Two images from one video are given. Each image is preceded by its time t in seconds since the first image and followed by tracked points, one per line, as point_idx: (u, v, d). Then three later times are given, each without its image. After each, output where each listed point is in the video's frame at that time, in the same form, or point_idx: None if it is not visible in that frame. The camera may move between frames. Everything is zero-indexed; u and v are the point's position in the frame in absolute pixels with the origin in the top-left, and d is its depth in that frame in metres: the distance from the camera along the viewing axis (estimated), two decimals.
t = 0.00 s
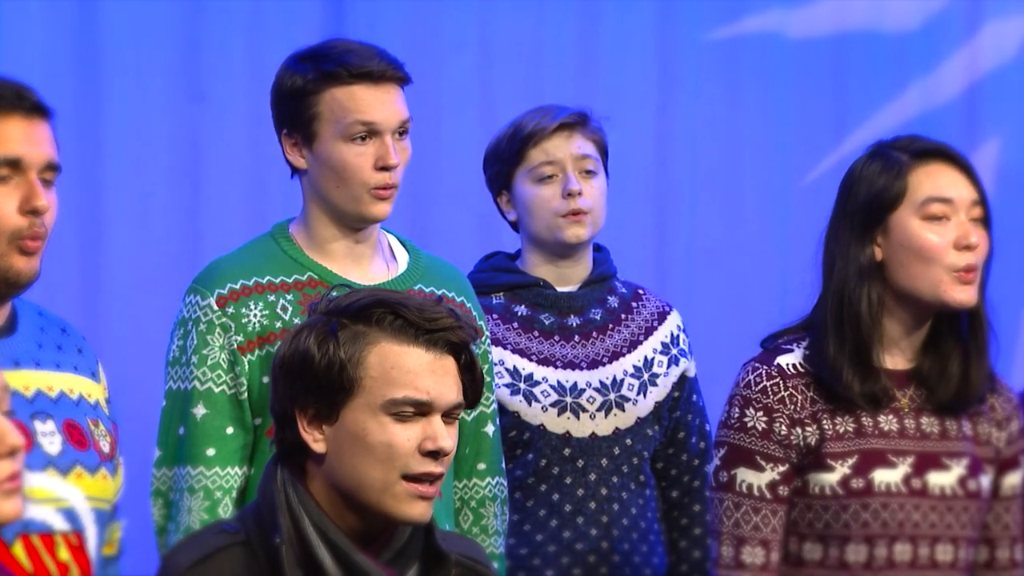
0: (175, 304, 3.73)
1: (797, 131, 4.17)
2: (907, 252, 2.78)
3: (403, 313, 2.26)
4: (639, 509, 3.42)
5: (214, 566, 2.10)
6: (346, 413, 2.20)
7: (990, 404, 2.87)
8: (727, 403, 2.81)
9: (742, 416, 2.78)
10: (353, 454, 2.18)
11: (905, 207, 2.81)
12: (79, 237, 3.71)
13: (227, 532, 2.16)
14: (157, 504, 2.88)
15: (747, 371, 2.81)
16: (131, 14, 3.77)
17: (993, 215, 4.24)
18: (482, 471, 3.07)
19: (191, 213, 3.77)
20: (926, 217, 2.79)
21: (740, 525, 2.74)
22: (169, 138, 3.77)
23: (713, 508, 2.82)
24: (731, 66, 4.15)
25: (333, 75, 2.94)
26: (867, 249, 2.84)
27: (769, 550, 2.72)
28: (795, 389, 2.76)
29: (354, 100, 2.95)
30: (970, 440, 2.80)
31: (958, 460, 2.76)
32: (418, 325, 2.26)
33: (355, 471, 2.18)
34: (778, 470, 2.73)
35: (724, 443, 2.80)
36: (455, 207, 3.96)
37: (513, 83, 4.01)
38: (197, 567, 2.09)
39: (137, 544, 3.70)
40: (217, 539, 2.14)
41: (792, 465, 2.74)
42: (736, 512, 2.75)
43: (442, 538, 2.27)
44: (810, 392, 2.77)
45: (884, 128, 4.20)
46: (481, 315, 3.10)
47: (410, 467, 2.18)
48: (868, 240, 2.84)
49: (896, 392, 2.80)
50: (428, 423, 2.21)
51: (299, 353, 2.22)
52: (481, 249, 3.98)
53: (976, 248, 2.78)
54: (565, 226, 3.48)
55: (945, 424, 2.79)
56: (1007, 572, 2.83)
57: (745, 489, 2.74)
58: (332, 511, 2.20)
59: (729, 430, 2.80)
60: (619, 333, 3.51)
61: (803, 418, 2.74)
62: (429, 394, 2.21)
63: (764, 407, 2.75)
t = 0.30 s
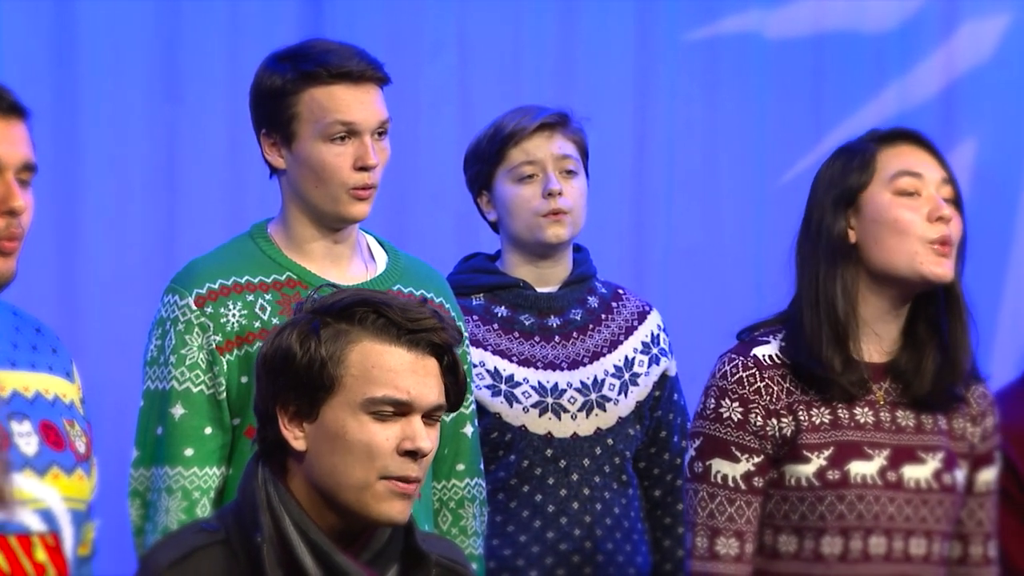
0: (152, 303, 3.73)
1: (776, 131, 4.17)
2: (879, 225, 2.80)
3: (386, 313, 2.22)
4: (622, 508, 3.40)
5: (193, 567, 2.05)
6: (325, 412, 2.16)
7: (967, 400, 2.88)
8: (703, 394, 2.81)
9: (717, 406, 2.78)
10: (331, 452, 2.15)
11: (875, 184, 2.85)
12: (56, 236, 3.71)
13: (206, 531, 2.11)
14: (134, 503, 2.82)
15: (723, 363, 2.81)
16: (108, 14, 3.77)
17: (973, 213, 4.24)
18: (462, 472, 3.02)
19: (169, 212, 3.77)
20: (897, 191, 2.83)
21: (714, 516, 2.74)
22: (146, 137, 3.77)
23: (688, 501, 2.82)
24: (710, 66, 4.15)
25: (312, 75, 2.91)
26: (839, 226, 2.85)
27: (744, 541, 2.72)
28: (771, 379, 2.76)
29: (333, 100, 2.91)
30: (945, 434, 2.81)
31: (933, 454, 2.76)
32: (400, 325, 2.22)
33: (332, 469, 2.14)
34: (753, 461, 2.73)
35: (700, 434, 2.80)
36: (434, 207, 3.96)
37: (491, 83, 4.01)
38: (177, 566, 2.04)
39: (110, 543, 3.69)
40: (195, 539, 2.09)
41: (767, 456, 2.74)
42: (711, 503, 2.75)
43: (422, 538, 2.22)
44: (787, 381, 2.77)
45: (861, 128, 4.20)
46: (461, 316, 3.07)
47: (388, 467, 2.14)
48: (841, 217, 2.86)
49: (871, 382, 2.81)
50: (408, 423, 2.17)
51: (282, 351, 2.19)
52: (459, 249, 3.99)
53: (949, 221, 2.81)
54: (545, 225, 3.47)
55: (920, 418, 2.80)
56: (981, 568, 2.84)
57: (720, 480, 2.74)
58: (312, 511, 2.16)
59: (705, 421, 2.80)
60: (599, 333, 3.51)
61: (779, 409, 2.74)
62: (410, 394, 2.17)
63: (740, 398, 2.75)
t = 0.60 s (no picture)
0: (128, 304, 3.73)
1: (752, 131, 4.19)
2: (863, 234, 2.81)
3: (377, 316, 2.21)
4: (603, 507, 3.40)
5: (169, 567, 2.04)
6: (312, 412, 2.14)
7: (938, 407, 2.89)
8: (679, 399, 2.80)
9: (695, 410, 2.76)
10: (317, 454, 2.13)
11: (864, 190, 2.85)
12: (31, 237, 3.71)
13: (183, 531, 2.10)
14: (110, 505, 2.81)
15: (698, 367, 2.81)
16: (83, 15, 3.77)
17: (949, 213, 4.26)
18: (438, 472, 3.02)
19: (144, 213, 3.77)
20: (884, 200, 2.83)
21: (692, 520, 2.72)
22: (121, 139, 3.77)
23: (664, 505, 2.80)
24: (686, 66, 4.16)
25: (289, 75, 2.88)
26: (825, 228, 2.86)
27: (722, 545, 2.71)
28: (748, 383, 2.76)
29: (311, 101, 2.88)
30: (916, 441, 2.82)
31: (904, 460, 2.77)
32: (391, 329, 2.21)
33: (317, 471, 2.12)
34: (731, 465, 2.72)
35: (677, 438, 2.79)
36: (410, 207, 3.97)
37: (467, 83, 4.02)
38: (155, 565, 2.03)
39: (85, 545, 3.69)
40: (173, 538, 2.08)
41: (743, 461, 2.73)
42: (689, 508, 2.72)
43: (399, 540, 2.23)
44: (766, 383, 2.77)
45: (839, 130, 4.22)
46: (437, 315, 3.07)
47: (373, 471, 2.13)
48: (826, 220, 2.86)
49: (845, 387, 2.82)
50: (394, 427, 2.15)
51: (271, 349, 2.17)
52: (435, 250, 3.99)
53: (932, 236, 2.80)
54: (522, 226, 3.47)
55: (891, 425, 2.81)
56: (949, 573, 2.87)
57: (698, 484, 2.72)
58: (291, 510, 2.14)
59: (682, 425, 2.79)
60: (579, 332, 3.51)
61: (756, 413, 2.74)
62: (399, 398, 2.16)
63: (718, 403, 2.74)
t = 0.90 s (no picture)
0: (105, 304, 3.73)
1: (728, 131, 4.21)
2: (838, 250, 2.81)
3: (346, 313, 2.19)
4: (579, 508, 3.41)
5: (150, 568, 2.02)
6: (288, 415, 2.13)
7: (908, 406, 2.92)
8: (657, 403, 2.80)
9: (674, 414, 2.77)
10: (296, 455, 2.12)
11: (842, 203, 2.84)
12: (6, 236, 3.69)
13: (162, 531, 2.08)
14: (86, 505, 2.80)
15: (674, 370, 2.82)
16: (59, 14, 3.76)
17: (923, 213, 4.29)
18: (416, 472, 3.03)
19: (120, 212, 3.76)
20: (861, 215, 2.82)
21: (672, 524, 2.73)
22: (97, 138, 3.76)
23: (642, 510, 2.80)
24: (662, 66, 4.18)
25: (264, 75, 2.88)
26: (800, 243, 2.86)
27: (702, 548, 2.72)
28: (725, 387, 2.77)
29: (286, 101, 2.88)
30: (889, 440, 2.86)
31: (879, 459, 2.81)
32: (361, 326, 2.19)
33: (297, 473, 2.11)
34: (710, 468, 2.73)
35: (655, 442, 2.79)
36: (387, 205, 3.98)
37: (444, 83, 4.03)
38: (134, 565, 2.02)
39: (62, 544, 3.69)
40: (153, 538, 2.06)
41: (722, 464, 2.75)
42: (669, 511, 2.73)
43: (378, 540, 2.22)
44: (743, 387, 2.78)
45: (815, 129, 4.25)
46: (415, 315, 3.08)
47: (353, 469, 2.12)
48: (801, 234, 2.86)
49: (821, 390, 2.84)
50: (371, 423, 2.14)
51: (241, 355, 2.13)
52: (412, 249, 4.00)
53: (906, 252, 2.81)
54: (500, 228, 3.49)
55: (865, 426, 2.84)
56: (922, 570, 2.92)
57: (678, 488, 2.73)
58: (272, 512, 2.13)
59: (660, 429, 2.79)
60: (556, 333, 3.51)
61: (734, 416, 2.75)
62: (373, 394, 2.15)
63: (696, 406, 2.75)
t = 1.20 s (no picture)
0: (82, 305, 3.73)
1: (705, 132, 4.22)
2: (801, 241, 2.83)
3: (284, 314, 2.16)
4: (550, 507, 3.41)
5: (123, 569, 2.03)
6: (231, 419, 2.12)
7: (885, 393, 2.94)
8: (637, 403, 2.80)
9: (654, 414, 2.77)
10: (242, 459, 2.11)
11: (799, 196, 2.86)
12: None
13: (134, 531, 2.09)
14: (63, 505, 2.80)
15: (653, 372, 2.82)
16: (36, 15, 3.75)
17: (896, 213, 4.31)
18: (393, 471, 3.03)
19: (96, 213, 3.76)
20: (819, 205, 2.85)
21: (654, 524, 2.73)
22: (74, 139, 3.76)
23: (624, 512, 2.80)
24: (639, 67, 4.19)
25: (239, 74, 2.87)
26: (762, 240, 2.88)
27: (684, 547, 2.73)
28: (706, 385, 2.78)
29: (261, 100, 2.87)
30: (869, 430, 2.88)
31: (861, 450, 2.83)
32: (300, 326, 2.16)
33: (246, 476, 2.11)
34: (692, 467, 2.74)
35: (636, 442, 2.79)
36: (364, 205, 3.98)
37: (421, 83, 4.03)
38: (110, 565, 2.03)
39: (39, 546, 3.69)
40: (126, 539, 2.07)
41: (704, 462, 2.76)
42: (651, 511, 2.73)
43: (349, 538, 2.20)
44: (721, 386, 2.79)
45: (790, 129, 4.27)
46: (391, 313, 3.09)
47: (302, 469, 2.10)
48: (762, 231, 2.89)
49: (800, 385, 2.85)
50: (316, 422, 2.12)
51: (186, 359, 2.15)
52: (388, 249, 4.01)
53: (870, 235, 2.83)
54: (477, 230, 3.49)
55: (844, 416, 2.86)
56: (904, 557, 2.92)
57: (660, 487, 2.74)
58: (239, 513, 2.13)
59: (641, 429, 2.80)
60: (530, 333, 3.52)
61: (715, 414, 2.76)
62: (315, 394, 2.12)
63: (677, 405, 2.76)
